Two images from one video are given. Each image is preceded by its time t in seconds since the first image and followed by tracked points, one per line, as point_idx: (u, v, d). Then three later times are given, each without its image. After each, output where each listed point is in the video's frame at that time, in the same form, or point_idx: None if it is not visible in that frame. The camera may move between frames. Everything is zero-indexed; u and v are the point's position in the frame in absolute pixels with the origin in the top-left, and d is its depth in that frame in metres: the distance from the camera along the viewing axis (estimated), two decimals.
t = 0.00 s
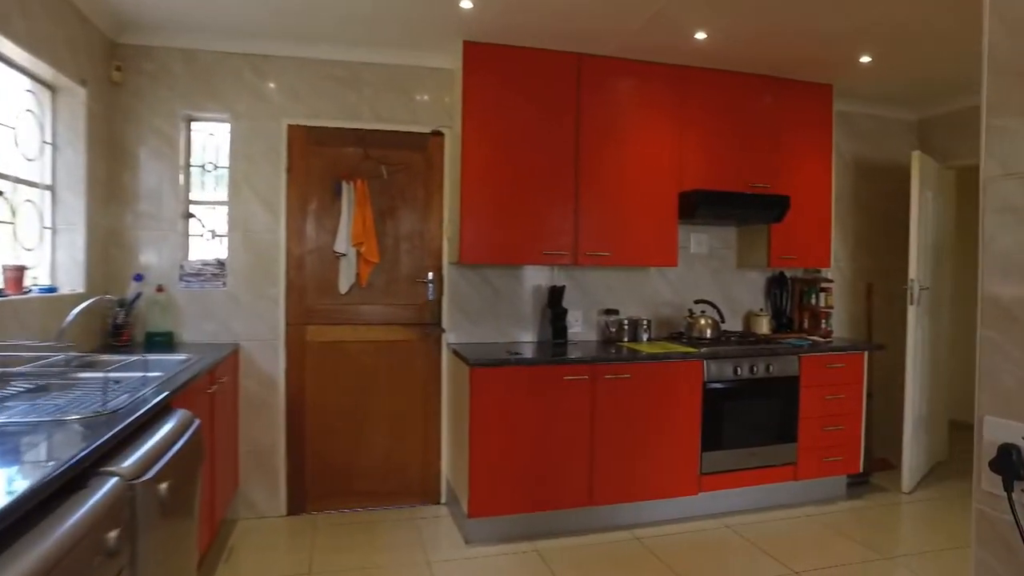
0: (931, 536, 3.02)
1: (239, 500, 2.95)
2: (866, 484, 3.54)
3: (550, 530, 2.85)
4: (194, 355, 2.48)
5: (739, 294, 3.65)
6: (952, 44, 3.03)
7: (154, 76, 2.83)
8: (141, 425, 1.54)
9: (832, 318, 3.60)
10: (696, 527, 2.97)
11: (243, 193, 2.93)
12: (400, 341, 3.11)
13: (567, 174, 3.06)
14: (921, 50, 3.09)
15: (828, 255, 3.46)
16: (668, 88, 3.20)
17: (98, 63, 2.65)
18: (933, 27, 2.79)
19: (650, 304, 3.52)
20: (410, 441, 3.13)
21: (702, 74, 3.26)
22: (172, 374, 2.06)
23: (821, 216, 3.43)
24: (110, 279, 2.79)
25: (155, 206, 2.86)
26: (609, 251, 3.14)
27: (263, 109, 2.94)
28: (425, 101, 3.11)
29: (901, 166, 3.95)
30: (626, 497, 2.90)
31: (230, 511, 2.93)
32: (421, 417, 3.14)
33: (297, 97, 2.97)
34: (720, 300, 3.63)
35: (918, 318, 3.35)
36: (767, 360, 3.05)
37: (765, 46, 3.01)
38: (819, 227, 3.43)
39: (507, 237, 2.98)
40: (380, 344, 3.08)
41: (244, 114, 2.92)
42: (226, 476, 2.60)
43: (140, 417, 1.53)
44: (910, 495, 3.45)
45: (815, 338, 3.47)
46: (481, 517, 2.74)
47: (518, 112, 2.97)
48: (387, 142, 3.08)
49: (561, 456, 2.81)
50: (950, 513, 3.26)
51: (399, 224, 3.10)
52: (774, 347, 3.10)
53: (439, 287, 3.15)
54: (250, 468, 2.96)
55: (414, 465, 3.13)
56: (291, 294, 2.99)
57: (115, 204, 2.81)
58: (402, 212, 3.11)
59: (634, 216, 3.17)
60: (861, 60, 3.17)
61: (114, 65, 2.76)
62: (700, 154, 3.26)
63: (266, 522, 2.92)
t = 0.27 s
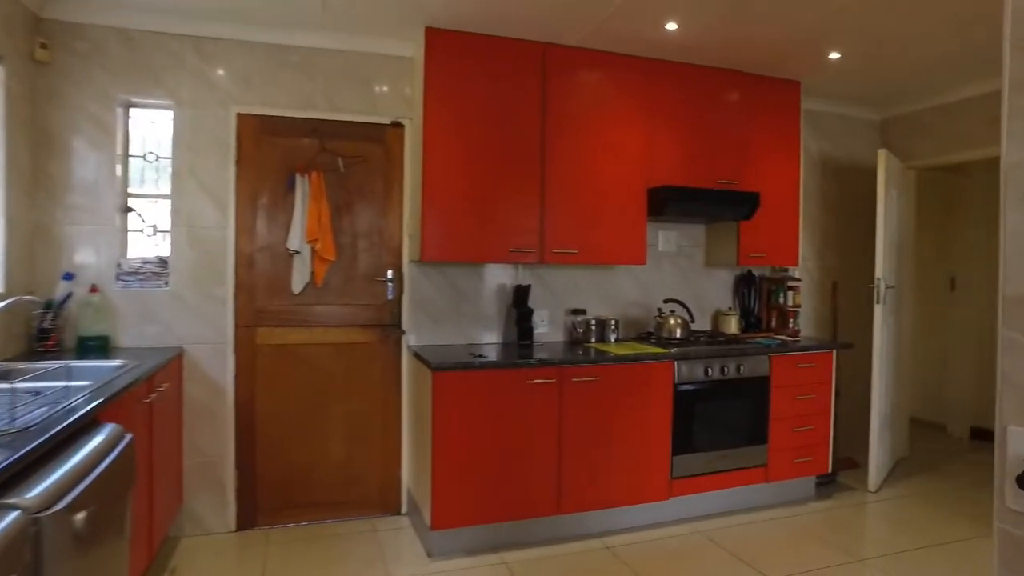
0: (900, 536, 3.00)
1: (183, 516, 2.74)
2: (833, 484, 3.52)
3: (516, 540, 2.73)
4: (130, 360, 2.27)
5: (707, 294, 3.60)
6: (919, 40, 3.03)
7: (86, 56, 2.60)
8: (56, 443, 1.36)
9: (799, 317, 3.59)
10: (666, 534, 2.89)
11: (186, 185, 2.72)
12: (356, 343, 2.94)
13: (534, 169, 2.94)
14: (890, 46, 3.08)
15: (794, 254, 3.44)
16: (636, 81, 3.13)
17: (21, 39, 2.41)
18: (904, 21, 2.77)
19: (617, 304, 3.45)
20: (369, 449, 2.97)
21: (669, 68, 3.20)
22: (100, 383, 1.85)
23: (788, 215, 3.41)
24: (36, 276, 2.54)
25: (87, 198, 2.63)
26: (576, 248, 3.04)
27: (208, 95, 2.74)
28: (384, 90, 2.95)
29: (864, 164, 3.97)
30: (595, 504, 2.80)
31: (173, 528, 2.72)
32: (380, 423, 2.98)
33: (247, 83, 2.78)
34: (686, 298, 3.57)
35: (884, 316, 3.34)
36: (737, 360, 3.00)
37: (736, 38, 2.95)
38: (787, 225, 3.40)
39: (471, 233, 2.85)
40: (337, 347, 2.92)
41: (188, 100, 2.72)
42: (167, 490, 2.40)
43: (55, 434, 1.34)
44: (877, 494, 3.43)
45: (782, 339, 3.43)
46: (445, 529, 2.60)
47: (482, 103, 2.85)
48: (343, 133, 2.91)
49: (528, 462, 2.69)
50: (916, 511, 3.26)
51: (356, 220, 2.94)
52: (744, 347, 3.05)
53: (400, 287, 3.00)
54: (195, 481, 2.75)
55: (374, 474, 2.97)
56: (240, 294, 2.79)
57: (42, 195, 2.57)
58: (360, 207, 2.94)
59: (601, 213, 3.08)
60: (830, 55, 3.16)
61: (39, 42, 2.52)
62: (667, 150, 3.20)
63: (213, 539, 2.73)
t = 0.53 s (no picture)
0: (870, 540, 2.97)
1: (120, 540, 2.52)
2: (802, 488, 3.50)
3: (483, 556, 2.60)
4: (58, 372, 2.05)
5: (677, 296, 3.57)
6: (890, 39, 3.02)
7: (9, 38, 2.36)
8: None
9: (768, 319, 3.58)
10: (638, 545, 2.80)
11: (124, 180, 2.51)
12: (310, 350, 2.77)
13: (500, 166, 2.82)
14: (861, 45, 3.06)
15: (766, 256, 3.44)
16: (604, 77, 3.03)
17: None
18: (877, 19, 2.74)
19: (585, 308, 3.35)
20: (326, 462, 2.80)
21: (638, 64, 3.11)
22: (19, 400, 1.64)
23: (757, 219, 3.39)
24: None
25: (10, 192, 2.38)
26: (544, 250, 2.92)
27: (148, 83, 2.52)
28: (341, 82, 2.78)
29: (830, 165, 3.97)
30: (564, 516, 2.69)
31: (109, 553, 2.51)
32: (338, 435, 2.81)
33: (191, 71, 2.57)
34: (657, 301, 3.53)
35: (853, 318, 3.32)
36: (709, 365, 2.94)
37: (710, 33, 2.88)
38: (756, 229, 3.39)
39: (435, 233, 2.70)
40: (291, 354, 2.74)
41: (126, 87, 2.50)
42: (100, 515, 2.19)
43: None
44: (845, 497, 3.40)
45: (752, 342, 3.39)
46: (407, 547, 2.45)
47: (445, 97, 2.70)
48: (297, 127, 2.73)
49: (495, 475, 2.56)
50: (884, 513, 3.25)
51: (311, 219, 2.76)
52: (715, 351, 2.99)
53: (358, 290, 2.83)
54: (133, 502, 2.54)
55: (331, 489, 2.81)
56: (184, 299, 2.59)
57: None
58: (315, 205, 2.77)
59: (570, 213, 2.97)
60: (802, 54, 3.12)
61: None
62: (637, 149, 3.11)
63: (154, 564, 2.52)
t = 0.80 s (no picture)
0: (837, 542, 2.95)
1: (43, 571, 2.28)
2: (769, 490, 3.46)
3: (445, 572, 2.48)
4: None
5: (641, 295, 3.53)
6: (855, 38, 3.00)
7: None
8: None
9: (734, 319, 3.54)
10: (605, 555, 2.71)
11: (47, 171, 2.28)
12: (257, 357, 2.60)
13: (462, 162, 2.69)
14: (827, 44, 3.04)
15: (732, 256, 3.42)
16: (569, 71, 2.93)
17: None
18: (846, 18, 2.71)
19: (548, 310, 3.25)
20: (275, 475, 2.63)
21: (604, 58, 3.03)
22: None
23: (722, 219, 3.37)
24: None
25: None
26: (507, 249, 2.81)
27: (76, 65, 2.31)
28: (292, 71, 2.61)
29: (789, 167, 3.94)
30: (529, 527, 2.59)
31: None
32: (288, 446, 2.65)
33: (125, 54, 2.37)
34: (621, 301, 3.47)
35: (819, 317, 3.32)
36: (676, 368, 2.89)
37: (678, 28, 2.82)
38: (721, 230, 3.37)
39: (393, 232, 2.56)
40: (238, 361, 2.57)
41: (51, 70, 2.28)
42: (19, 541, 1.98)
43: None
44: (811, 498, 3.37)
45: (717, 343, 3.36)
46: (364, 566, 2.31)
47: (404, 89, 2.56)
48: (244, 117, 2.55)
49: (458, 486, 2.44)
50: (849, 513, 3.24)
51: (260, 217, 2.59)
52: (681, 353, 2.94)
53: (311, 292, 2.67)
54: (60, 524, 2.32)
55: (281, 503, 2.64)
56: (118, 301, 2.39)
57: None
58: (264, 202, 2.60)
59: (534, 212, 2.87)
60: (769, 51, 3.09)
61: None
62: (602, 145, 3.03)
63: None
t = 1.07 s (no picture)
0: (805, 542, 2.92)
1: None
2: (734, 491, 3.43)
3: None
4: None
5: (605, 293, 3.46)
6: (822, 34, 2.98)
7: None
8: None
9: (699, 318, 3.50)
10: (572, 564, 2.61)
11: None
12: (200, 361, 2.41)
13: (421, 154, 2.55)
14: (794, 39, 3.02)
15: (697, 254, 3.39)
16: (534, 61, 2.83)
17: None
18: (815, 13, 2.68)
19: (510, 309, 3.14)
20: (220, 489, 2.45)
21: (568, 49, 2.94)
22: None
23: (686, 217, 3.33)
24: None
25: None
26: (469, 247, 2.69)
27: None
28: (238, 55, 2.43)
29: (750, 166, 3.93)
30: (492, 538, 2.47)
31: None
32: (234, 457, 2.47)
33: (49, 29, 2.15)
34: (585, 300, 3.39)
35: (783, 313, 3.33)
36: (644, 368, 2.82)
37: (647, 19, 2.74)
38: (686, 228, 3.33)
39: (347, 228, 2.41)
40: (178, 366, 2.37)
41: None
42: None
43: None
44: (776, 499, 3.35)
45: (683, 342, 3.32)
46: None
47: (360, 75, 2.41)
48: (185, 103, 2.36)
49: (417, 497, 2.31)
50: (815, 512, 3.23)
51: (203, 210, 2.41)
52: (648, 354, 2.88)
53: (259, 291, 2.50)
54: None
55: (226, 519, 2.46)
56: (41, 302, 2.16)
57: None
58: (208, 194, 2.41)
59: (496, 208, 2.75)
60: (736, 46, 3.05)
61: None
62: (566, 139, 2.94)
63: None
